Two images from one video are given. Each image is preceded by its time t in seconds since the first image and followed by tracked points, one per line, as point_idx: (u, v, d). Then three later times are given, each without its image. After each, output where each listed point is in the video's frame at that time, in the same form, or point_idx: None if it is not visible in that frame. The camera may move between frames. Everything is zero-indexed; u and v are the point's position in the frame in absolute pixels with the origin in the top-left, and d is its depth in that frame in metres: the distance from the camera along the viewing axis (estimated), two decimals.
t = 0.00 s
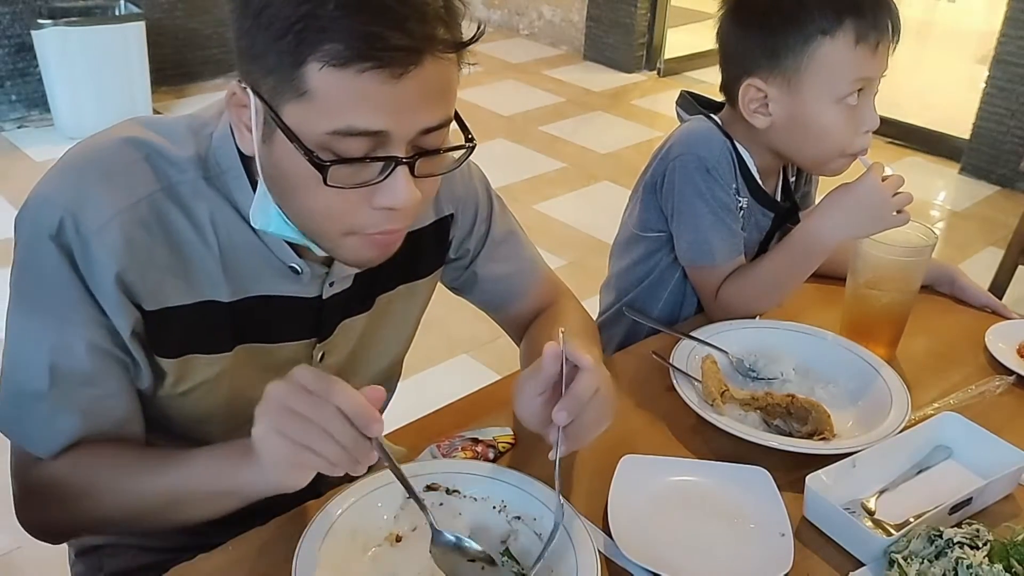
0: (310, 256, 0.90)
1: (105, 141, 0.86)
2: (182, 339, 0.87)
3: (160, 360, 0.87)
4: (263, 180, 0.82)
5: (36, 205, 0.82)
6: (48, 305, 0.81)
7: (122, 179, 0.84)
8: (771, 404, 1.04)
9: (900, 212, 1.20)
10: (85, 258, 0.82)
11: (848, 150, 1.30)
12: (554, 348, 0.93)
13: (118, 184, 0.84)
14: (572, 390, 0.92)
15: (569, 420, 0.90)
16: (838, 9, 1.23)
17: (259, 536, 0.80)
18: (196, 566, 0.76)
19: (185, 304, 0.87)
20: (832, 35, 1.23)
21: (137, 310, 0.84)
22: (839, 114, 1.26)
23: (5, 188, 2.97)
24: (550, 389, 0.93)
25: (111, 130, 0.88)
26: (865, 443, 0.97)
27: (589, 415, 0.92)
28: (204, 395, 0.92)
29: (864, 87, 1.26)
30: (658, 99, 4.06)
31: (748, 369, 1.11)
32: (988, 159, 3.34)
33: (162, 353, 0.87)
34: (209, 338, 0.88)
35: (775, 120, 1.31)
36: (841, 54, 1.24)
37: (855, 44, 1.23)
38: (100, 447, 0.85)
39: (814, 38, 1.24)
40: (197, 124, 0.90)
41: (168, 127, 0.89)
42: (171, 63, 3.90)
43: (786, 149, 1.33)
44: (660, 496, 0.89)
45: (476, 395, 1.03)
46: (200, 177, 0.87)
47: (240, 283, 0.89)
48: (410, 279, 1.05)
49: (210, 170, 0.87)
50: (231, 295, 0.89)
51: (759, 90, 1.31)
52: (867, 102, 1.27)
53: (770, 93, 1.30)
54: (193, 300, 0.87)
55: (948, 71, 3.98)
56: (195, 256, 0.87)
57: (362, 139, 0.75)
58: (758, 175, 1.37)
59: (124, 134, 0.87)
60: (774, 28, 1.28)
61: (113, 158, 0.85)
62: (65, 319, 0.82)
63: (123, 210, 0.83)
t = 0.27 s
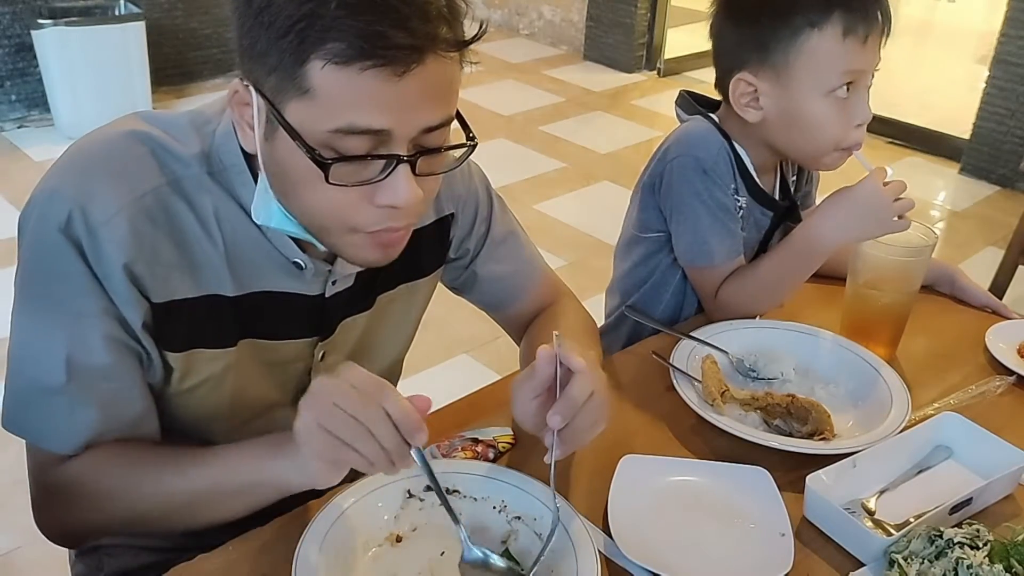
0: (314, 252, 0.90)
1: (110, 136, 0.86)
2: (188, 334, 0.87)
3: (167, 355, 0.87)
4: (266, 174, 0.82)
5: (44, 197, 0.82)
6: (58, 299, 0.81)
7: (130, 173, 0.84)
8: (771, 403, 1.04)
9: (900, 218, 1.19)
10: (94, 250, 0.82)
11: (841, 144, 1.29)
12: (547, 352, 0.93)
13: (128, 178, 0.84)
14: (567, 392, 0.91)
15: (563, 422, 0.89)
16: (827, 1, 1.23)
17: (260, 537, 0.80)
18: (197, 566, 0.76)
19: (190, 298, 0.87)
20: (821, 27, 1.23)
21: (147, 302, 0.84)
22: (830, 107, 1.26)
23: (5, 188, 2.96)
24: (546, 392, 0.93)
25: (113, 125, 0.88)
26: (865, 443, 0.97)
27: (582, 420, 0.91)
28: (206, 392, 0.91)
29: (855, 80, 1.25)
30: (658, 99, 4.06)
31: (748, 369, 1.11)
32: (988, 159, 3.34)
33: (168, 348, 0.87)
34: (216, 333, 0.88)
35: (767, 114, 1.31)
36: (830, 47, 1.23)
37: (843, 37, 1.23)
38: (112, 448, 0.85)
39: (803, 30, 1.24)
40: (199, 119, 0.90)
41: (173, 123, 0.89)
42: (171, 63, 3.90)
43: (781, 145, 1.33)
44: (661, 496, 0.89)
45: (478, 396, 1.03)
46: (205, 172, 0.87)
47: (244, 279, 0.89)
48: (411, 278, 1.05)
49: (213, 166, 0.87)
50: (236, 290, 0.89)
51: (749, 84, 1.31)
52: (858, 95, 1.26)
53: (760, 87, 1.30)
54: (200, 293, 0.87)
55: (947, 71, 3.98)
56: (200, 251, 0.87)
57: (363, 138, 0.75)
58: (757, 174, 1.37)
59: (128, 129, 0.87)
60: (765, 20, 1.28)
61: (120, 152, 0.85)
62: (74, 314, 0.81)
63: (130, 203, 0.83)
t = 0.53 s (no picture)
0: (314, 252, 0.90)
1: (112, 135, 0.86)
2: (189, 332, 0.87)
3: (168, 354, 0.87)
4: (266, 174, 0.82)
5: (47, 194, 0.82)
6: (60, 296, 0.81)
7: (132, 171, 0.84)
8: (771, 403, 1.04)
9: (900, 222, 1.19)
10: (97, 247, 0.82)
11: (832, 139, 1.29)
12: (549, 350, 0.94)
13: (130, 176, 0.84)
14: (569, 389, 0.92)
15: (566, 419, 0.90)
16: None
17: (260, 538, 0.80)
18: (197, 566, 0.76)
19: (192, 296, 0.87)
20: (809, 22, 1.23)
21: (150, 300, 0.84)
22: (819, 101, 1.26)
23: (5, 188, 2.96)
24: (547, 391, 0.94)
25: (114, 124, 0.88)
26: (865, 443, 0.97)
27: (583, 419, 0.91)
28: (206, 392, 0.91)
29: (845, 74, 1.26)
30: (658, 99, 4.06)
31: (748, 369, 1.11)
32: (988, 159, 3.34)
33: (170, 346, 0.86)
34: (217, 332, 0.88)
35: (757, 108, 1.31)
36: (818, 41, 1.24)
37: (831, 31, 1.23)
38: (115, 448, 0.85)
39: (791, 25, 1.24)
40: (199, 117, 0.90)
41: (174, 121, 0.89)
42: (171, 63, 3.90)
43: (771, 140, 1.33)
44: (660, 496, 0.89)
45: (477, 396, 1.03)
46: (207, 170, 0.87)
47: (245, 278, 0.89)
48: (411, 278, 1.05)
49: (214, 165, 0.87)
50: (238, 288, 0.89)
51: (740, 79, 1.32)
52: (848, 90, 1.27)
53: (749, 82, 1.31)
54: (201, 292, 0.87)
55: (947, 71, 3.98)
56: (201, 249, 0.87)
57: (364, 132, 0.75)
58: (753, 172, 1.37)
59: (130, 127, 0.87)
60: (752, 15, 1.28)
61: (122, 150, 0.85)
62: (76, 311, 0.81)
63: (133, 200, 0.83)
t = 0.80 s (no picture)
0: (314, 252, 0.90)
1: (112, 134, 0.86)
2: (188, 333, 0.87)
3: (167, 355, 0.87)
4: (269, 173, 0.82)
5: (47, 195, 0.81)
6: (58, 296, 0.81)
7: (133, 171, 0.84)
8: (771, 404, 1.04)
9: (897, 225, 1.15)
10: (97, 247, 0.82)
11: (825, 127, 1.29)
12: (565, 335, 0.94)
13: (131, 176, 0.84)
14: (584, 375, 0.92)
15: (582, 404, 0.91)
16: None
17: (260, 537, 0.80)
18: (197, 566, 0.76)
19: (192, 298, 0.87)
20: (793, 12, 1.23)
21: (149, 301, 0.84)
22: (807, 89, 1.27)
23: (5, 188, 2.96)
24: (561, 377, 0.94)
25: (115, 124, 0.88)
26: (865, 443, 0.97)
27: (599, 402, 0.92)
28: (205, 392, 0.91)
29: (832, 62, 1.26)
30: (658, 99, 4.06)
31: (748, 369, 1.11)
32: (988, 159, 3.34)
33: (168, 347, 0.87)
34: (216, 333, 0.88)
35: (747, 99, 1.32)
36: (803, 30, 1.24)
37: (816, 20, 1.23)
38: (116, 448, 0.85)
39: (776, 15, 1.25)
40: (200, 117, 0.90)
41: (175, 122, 0.89)
42: (171, 63, 3.90)
43: (764, 132, 1.33)
44: (661, 496, 0.89)
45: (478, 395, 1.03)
46: (207, 170, 0.87)
47: (245, 279, 0.89)
48: (413, 278, 1.05)
49: (215, 165, 0.87)
50: (238, 289, 0.89)
51: (728, 71, 1.33)
52: (836, 77, 1.27)
53: (738, 73, 1.32)
54: (201, 293, 0.87)
55: (947, 71, 3.98)
56: (202, 250, 0.87)
57: (372, 136, 0.75)
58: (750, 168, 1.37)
59: (130, 127, 0.87)
60: (740, 7, 1.29)
61: (122, 150, 0.85)
62: (77, 313, 0.81)
63: (134, 201, 0.83)
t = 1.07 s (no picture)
0: (314, 250, 0.90)
1: (112, 133, 0.86)
2: (189, 331, 0.87)
3: (171, 353, 0.87)
4: (269, 173, 0.82)
5: (49, 193, 0.81)
6: (59, 295, 0.81)
7: (133, 170, 0.84)
8: (771, 403, 1.04)
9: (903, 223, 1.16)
10: (98, 246, 0.81)
11: (816, 119, 1.30)
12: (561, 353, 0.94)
13: (132, 175, 0.84)
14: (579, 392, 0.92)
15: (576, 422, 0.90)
16: None
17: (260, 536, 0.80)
18: (197, 566, 0.76)
19: (193, 296, 0.86)
20: (787, 2, 1.24)
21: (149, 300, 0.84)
22: (800, 80, 1.27)
23: (5, 188, 2.96)
24: (558, 393, 0.94)
25: (115, 123, 0.88)
26: (865, 443, 0.97)
27: (594, 421, 0.92)
28: (206, 391, 0.91)
29: (825, 53, 1.26)
30: (657, 99, 4.06)
31: (748, 369, 1.11)
32: (988, 159, 3.34)
33: (171, 345, 0.86)
34: (217, 332, 0.88)
35: (740, 89, 1.33)
36: (797, 21, 1.24)
37: (810, 11, 1.23)
38: (118, 447, 0.85)
39: (770, 6, 1.25)
40: (200, 116, 0.90)
41: (174, 120, 0.89)
42: (170, 63, 3.89)
43: (757, 123, 1.34)
44: (661, 496, 0.89)
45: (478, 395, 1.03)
46: (207, 169, 0.87)
47: (245, 277, 0.89)
48: (412, 278, 1.05)
49: (215, 164, 0.87)
50: (238, 287, 0.89)
51: (723, 60, 1.33)
52: (830, 69, 1.27)
53: (732, 63, 1.32)
54: (200, 291, 0.87)
55: (947, 71, 3.98)
56: (202, 249, 0.87)
57: (371, 137, 0.75)
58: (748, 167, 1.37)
59: (130, 125, 0.87)
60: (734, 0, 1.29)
61: (123, 148, 0.85)
62: (76, 312, 0.81)
63: (134, 200, 0.83)
